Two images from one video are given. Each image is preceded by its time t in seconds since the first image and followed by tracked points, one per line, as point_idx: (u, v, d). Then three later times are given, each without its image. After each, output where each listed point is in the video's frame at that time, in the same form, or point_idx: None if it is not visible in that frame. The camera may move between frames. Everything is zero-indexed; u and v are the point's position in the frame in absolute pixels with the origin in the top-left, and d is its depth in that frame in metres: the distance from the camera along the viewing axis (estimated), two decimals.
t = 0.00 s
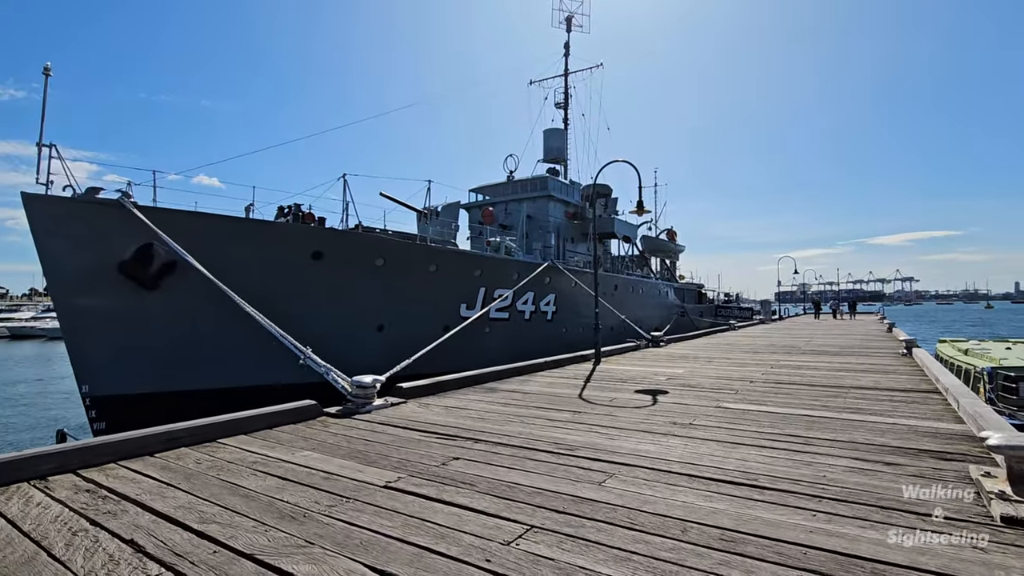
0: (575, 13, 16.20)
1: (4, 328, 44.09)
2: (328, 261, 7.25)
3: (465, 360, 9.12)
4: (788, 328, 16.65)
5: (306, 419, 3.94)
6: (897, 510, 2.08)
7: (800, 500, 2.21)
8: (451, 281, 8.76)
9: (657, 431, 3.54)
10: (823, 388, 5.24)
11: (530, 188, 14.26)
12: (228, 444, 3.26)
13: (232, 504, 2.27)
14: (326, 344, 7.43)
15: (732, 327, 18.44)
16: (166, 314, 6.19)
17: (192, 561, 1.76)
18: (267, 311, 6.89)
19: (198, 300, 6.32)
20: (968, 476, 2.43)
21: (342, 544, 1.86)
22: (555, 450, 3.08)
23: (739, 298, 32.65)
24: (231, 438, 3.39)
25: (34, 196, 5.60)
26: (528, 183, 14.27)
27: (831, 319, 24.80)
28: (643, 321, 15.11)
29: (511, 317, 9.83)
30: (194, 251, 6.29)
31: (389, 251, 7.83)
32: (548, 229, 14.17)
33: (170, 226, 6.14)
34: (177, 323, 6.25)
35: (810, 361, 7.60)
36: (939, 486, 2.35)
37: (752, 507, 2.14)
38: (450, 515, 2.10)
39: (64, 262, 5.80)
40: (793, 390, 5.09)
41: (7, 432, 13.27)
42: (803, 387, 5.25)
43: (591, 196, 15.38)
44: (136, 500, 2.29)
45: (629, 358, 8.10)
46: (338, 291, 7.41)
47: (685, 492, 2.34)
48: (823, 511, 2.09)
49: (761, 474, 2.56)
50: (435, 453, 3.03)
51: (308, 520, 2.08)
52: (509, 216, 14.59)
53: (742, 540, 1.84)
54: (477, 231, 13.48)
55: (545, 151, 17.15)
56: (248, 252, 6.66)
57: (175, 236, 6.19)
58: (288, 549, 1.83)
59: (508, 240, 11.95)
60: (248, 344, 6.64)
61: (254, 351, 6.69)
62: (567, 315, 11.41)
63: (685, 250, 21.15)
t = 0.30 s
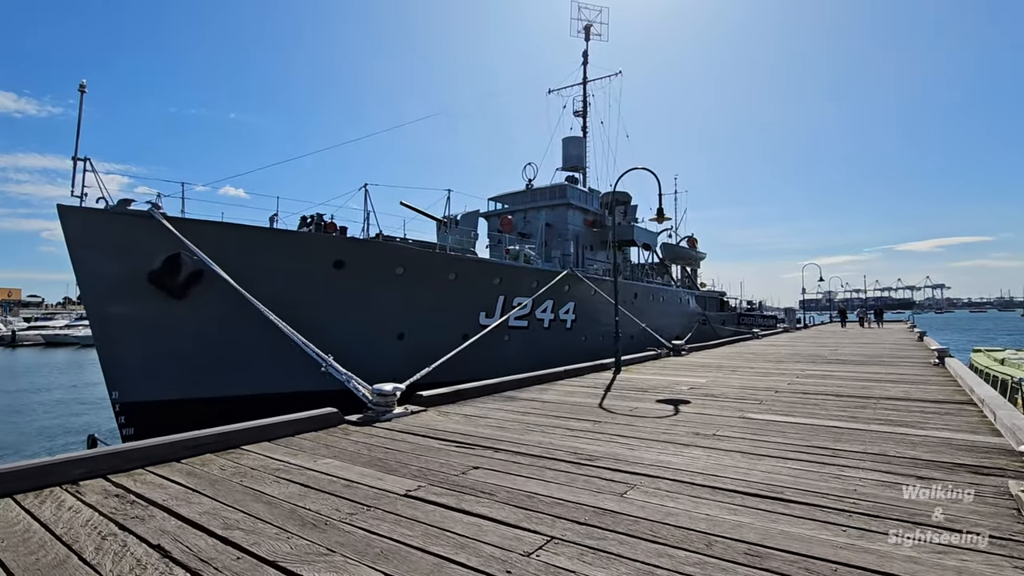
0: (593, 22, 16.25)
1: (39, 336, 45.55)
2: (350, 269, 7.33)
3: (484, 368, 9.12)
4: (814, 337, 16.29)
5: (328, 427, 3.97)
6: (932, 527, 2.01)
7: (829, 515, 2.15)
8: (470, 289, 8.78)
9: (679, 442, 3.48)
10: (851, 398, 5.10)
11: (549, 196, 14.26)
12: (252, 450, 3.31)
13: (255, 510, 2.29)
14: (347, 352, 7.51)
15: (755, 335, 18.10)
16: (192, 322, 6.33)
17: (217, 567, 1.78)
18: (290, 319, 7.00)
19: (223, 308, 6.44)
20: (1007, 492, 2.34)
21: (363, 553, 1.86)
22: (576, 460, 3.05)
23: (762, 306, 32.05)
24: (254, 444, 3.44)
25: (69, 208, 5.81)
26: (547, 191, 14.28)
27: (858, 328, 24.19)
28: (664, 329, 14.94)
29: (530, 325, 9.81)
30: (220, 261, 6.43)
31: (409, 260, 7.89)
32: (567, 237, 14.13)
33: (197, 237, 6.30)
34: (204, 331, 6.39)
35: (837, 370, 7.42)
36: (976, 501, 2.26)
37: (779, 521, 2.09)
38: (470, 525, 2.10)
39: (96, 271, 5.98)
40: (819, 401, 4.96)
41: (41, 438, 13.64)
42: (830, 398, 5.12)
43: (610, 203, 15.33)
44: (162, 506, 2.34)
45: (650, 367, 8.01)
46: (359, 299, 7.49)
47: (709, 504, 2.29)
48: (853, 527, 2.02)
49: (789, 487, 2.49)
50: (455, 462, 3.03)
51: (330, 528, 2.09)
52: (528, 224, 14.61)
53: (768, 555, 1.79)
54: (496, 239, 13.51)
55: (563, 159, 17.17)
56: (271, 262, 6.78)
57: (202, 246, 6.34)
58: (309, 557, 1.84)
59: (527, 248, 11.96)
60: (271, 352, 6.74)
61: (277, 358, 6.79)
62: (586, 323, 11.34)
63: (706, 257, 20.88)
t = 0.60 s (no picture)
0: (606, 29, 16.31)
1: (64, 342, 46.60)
2: (365, 276, 7.38)
3: (499, 374, 9.11)
4: (833, 343, 16.01)
5: (344, 432, 3.99)
6: (961, 538, 1.95)
7: (853, 525, 2.10)
8: (484, 295, 8.79)
9: (697, 449, 3.44)
10: (873, 406, 4.99)
11: (563, 202, 14.25)
12: (269, 455, 3.33)
13: (273, 515, 2.31)
14: (362, 358, 7.55)
15: (773, 341, 17.83)
16: (211, 328, 6.42)
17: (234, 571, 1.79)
18: (306, 325, 7.06)
19: (241, 314, 6.53)
20: None
21: (380, 558, 1.86)
22: (592, 468, 3.02)
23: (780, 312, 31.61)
24: (271, 450, 3.46)
25: (93, 217, 5.94)
26: (561, 197, 14.28)
27: (879, 334, 23.76)
28: (679, 335, 14.80)
29: (544, 331, 9.79)
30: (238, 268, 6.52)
31: (423, 266, 7.92)
32: (581, 243, 14.10)
33: (216, 244, 6.40)
34: (222, 337, 6.48)
35: (858, 377, 7.27)
36: (1007, 512, 2.19)
37: (801, 531, 2.04)
38: (486, 532, 2.08)
39: (118, 278, 6.10)
40: (840, 408, 4.86)
41: (65, 442, 13.93)
42: (851, 405, 5.01)
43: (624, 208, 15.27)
44: (182, 509, 2.36)
45: (665, 373, 7.93)
46: (374, 305, 7.53)
47: (728, 513, 2.25)
48: (878, 537, 1.97)
49: (811, 496, 2.44)
50: (470, 468, 3.02)
51: (346, 534, 2.10)
52: (542, 230, 14.60)
53: (791, 566, 1.75)
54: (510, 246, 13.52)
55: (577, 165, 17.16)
56: (288, 268, 6.86)
57: (220, 253, 6.44)
58: (326, 562, 1.85)
59: (541, 254, 11.94)
60: (288, 357, 6.81)
61: (293, 364, 6.85)
62: (601, 329, 11.29)
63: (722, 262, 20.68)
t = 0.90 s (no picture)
0: (616, 32, 16.28)
1: (81, 346, 47.36)
2: (376, 280, 7.42)
3: (509, 378, 9.10)
4: (847, 347, 15.80)
5: (355, 436, 4.01)
6: (982, 547, 1.90)
7: (870, 532, 2.06)
8: (494, 299, 8.79)
9: (709, 454, 3.41)
10: (890, 411, 4.91)
11: (573, 206, 14.24)
12: (280, 459, 3.35)
13: (284, 519, 2.31)
14: (373, 362, 7.59)
15: (786, 345, 17.64)
16: (224, 332, 6.49)
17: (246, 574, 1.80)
18: (319, 330, 7.11)
19: (254, 319, 6.59)
20: None
21: (391, 563, 1.86)
22: (603, 472, 3.00)
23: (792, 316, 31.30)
24: (282, 453, 3.47)
25: (109, 223, 6.03)
26: (571, 201, 14.26)
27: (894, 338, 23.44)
28: (691, 339, 14.70)
29: (555, 335, 9.77)
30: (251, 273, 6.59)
31: (434, 270, 7.95)
32: (591, 247, 14.07)
33: (229, 249, 6.46)
34: (235, 341, 6.54)
35: (874, 381, 7.17)
36: None
37: (816, 538, 2.01)
38: (497, 537, 2.08)
39: (134, 283, 6.19)
40: (856, 413, 4.79)
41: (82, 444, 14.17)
42: (867, 410, 4.94)
43: (635, 212, 15.22)
44: (195, 512, 2.38)
45: (677, 378, 7.87)
46: (385, 309, 7.57)
47: (742, 519, 2.22)
48: (896, 545, 1.93)
49: (826, 503, 2.40)
50: (481, 472, 3.02)
51: (357, 538, 2.10)
52: (552, 234, 14.60)
53: (806, 573, 1.72)
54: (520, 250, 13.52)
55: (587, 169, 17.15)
56: (300, 274, 6.92)
57: (233, 258, 6.51)
58: (338, 565, 1.85)
59: (551, 258, 11.92)
60: (300, 361, 6.86)
61: (305, 367, 6.89)
62: (612, 333, 11.24)
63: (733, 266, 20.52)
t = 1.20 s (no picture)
0: (623, 34, 16.27)
1: (94, 349, 47.96)
2: (384, 283, 7.45)
3: (517, 381, 9.10)
4: (859, 350, 15.65)
5: (363, 439, 4.02)
6: (996, 553, 1.87)
7: (881, 537, 2.04)
8: (502, 302, 8.79)
9: (719, 458, 3.38)
10: (902, 414, 4.86)
11: (580, 209, 14.23)
12: (289, 462, 3.37)
13: (292, 522, 2.33)
14: (381, 365, 7.62)
15: (796, 348, 17.49)
16: (234, 336, 6.53)
17: None
18: (327, 333, 7.15)
19: (264, 323, 6.64)
20: None
21: (399, 566, 1.87)
22: (611, 476, 2.99)
23: (803, 319, 31.02)
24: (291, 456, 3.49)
25: (121, 228, 6.11)
26: (579, 203, 14.25)
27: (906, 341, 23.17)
28: (699, 342, 14.62)
29: (563, 338, 9.75)
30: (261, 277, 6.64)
31: (442, 274, 7.97)
32: (599, 249, 14.04)
33: (239, 254, 6.52)
34: (245, 344, 6.59)
35: (885, 385, 7.09)
36: None
37: (827, 543, 1.99)
38: (504, 540, 2.07)
39: (146, 288, 6.25)
40: (867, 417, 4.74)
41: (95, 445, 14.35)
42: (879, 414, 4.89)
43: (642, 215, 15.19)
44: (205, 515, 2.40)
45: (686, 381, 7.83)
46: (393, 313, 7.60)
47: (751, 524, 2.20)
48: (908, 550, 1.91)
49: (837, 508, 2.38)
50: (488, 476, 3.02)
51: (364, 541, 2.10)
52: (559, 237, 14.59)
53: None
54: (527, 252, 13.52)
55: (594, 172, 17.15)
56: (309, 277, 6.96)
57: (243, 263, 6.57)
58: (345, 568, 1.86)
59: (558, 261, 11.91)
60: (309, 364, 6.90)
61: (314, 370, 6.93)
62: (620, 336, 11.21)
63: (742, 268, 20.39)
